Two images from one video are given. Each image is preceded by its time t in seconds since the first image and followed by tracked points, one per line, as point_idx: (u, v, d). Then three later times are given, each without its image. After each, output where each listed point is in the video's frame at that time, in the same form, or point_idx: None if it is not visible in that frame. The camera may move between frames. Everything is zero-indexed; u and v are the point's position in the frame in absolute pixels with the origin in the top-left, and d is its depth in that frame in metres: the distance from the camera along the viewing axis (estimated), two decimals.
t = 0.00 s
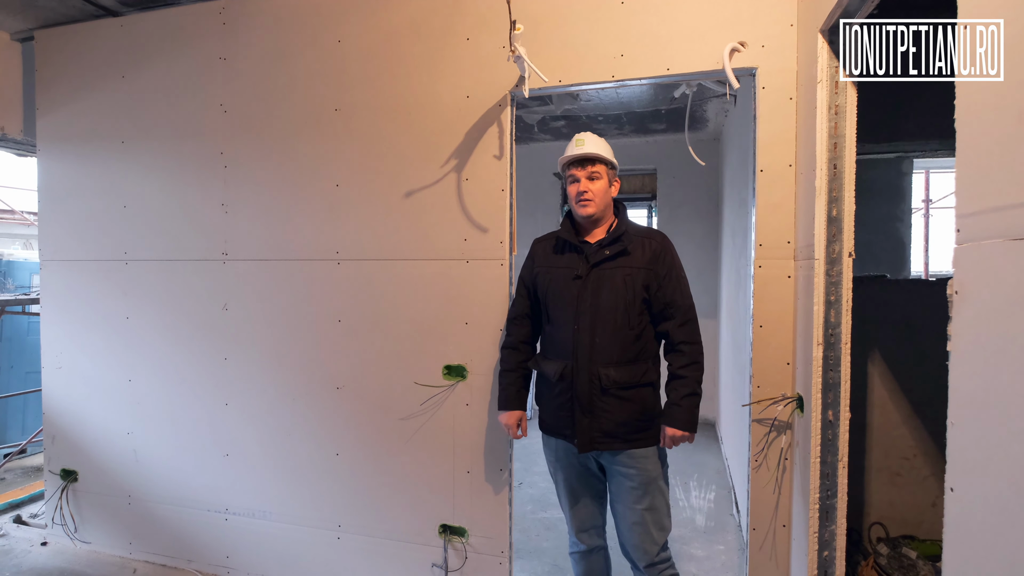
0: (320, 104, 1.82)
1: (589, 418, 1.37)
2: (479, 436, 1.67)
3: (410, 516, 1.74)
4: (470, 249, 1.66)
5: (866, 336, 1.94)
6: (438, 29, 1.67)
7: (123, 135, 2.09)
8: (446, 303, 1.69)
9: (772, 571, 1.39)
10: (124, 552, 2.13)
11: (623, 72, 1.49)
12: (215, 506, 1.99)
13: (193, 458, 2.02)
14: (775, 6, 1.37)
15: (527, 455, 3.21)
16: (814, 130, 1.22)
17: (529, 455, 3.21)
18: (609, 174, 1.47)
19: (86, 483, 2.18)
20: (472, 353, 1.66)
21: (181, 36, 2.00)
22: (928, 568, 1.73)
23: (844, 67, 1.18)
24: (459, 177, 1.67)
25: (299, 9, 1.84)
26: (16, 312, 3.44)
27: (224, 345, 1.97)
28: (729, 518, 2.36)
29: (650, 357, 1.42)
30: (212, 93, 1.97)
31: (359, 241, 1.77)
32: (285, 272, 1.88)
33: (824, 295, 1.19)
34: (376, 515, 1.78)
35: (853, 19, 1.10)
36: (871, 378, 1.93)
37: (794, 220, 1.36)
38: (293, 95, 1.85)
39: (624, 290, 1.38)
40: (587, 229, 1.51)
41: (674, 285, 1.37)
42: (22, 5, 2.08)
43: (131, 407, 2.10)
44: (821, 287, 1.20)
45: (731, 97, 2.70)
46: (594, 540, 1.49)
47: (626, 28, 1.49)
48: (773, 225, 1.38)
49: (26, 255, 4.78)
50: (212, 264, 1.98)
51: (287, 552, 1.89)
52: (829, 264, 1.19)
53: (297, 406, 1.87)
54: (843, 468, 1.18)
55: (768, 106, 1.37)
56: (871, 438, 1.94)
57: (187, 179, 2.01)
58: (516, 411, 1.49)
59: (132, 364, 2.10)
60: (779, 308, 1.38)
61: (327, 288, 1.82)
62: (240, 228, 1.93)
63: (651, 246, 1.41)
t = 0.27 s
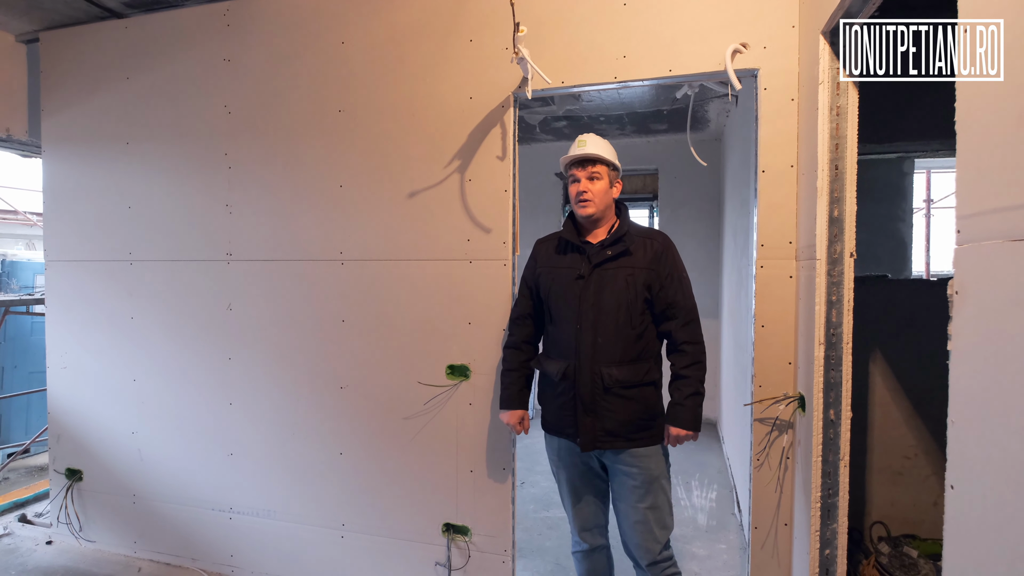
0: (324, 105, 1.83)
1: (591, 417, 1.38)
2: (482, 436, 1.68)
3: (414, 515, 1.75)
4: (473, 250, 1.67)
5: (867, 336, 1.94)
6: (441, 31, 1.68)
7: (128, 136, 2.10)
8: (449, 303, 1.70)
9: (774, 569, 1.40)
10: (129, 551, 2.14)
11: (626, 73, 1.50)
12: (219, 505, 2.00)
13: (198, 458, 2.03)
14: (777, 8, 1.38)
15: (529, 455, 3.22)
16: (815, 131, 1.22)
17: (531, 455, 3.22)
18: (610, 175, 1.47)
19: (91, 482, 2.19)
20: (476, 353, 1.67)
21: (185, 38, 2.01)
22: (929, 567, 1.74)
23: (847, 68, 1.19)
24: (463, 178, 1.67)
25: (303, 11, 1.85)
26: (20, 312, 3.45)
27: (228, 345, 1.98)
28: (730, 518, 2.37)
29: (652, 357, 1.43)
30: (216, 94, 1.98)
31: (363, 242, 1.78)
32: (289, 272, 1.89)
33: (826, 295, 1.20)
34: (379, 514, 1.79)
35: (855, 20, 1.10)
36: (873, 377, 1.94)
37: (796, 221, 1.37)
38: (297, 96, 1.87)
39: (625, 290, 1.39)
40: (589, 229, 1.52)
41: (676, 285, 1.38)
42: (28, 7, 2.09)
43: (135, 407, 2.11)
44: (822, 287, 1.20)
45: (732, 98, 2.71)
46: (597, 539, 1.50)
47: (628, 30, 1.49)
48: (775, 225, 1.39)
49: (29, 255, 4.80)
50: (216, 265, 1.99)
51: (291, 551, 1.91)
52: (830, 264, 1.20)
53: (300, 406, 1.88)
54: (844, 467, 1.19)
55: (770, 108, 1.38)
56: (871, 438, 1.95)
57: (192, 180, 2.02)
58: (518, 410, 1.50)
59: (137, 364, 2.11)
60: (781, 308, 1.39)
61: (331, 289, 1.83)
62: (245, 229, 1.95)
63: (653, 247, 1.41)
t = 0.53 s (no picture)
0: (327, 107, 1.84)
1: (592, 417, 1.39)
2: (484, 436, 1.69)
3: (416, 514, 1.77)
4: (475, 251, 1.68)
5: (868, 337, 1.95)
6: (443, 33, 1.69)
7: (132, 138, 2.12)
8: (451, 304, 1.71)
9: (774, 569, 1.41)
10: (133, 550, 2.15)
11: (627, 76, 1.51)
12: (223, 504, 2.01)
13: (201, 458, 2.04)
14: (777, 11, 1.39)
15: (530, 454, 3.23)
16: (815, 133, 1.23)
17: (532, 455, 3.23)
18: (612, 176, 1.47)
19: (95, 482, 2.20)
20: (478, 354, 1.68)
21: (189, 40, 2.03)
22: (929, 566, 1.75)
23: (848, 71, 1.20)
24: (465, 179, 1.68)
25: (306, 13, 1.86)
26: (24, 312, 3.47)
27: (231, 345, 1.99)
28: (731, 517, 2.38)
29: (652, 357, 1.44)
30: (220, 96, 1.99)
31: (365, 243, 1.79)
32: (292, 273, 1.90)
33: (826, 296, 1.21)
34: (382, 513, 1.80)
35: (856, 21, 1.10)
36: (873, 378, 1.95)
37: (796, 222, 1.38)
38: (300, 98, 1.88)
39: (625, 291, 1.40)
40: (590, 230, 1.53)
41: (675, 286, 1.39)
42: (32, 10, 2.11)
43: (139, 406, 2.13)
44: (822, 288, 1.21)
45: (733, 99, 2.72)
46: (598, 539, 1.51)
47: (629, 33, 1.50)
48: (775, 226, 1.40)
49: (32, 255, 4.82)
50: (219, 265, 2.00)
51: (294, 550, 1.92)
52: (830, 265, 1.21)
53: (303, 406, 1.89)
54: (844, 467, 1.20)
55: (770, 110, 1.39)
56: (872, 438, 1.95)
57: (195, 181, 2.03)
58: (520, 411, 1.51)
59: (141, 364, 2.12)
60: (781, 309, 1.40)
61: (334, 290, 1.84)
62: (248, 230, 1.96)
63: (654, 248, 1.43)
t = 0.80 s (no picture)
0: (328, 109, 1.85)
1: (590, 418, 1.40)
2: (485, 436, 1.69)
3: (417, 515, 1.77)
4: (476, 252, 1.68)
5: (868, 338, 1.95)
6: (445, 35, 1.70)
7: (134, 139, 2.12)
8: (452, 305, 1.71)
9: (774, 570, 1.41)
10: (135, 550, 2.16)
11: (627, 78, 1.51)
12: (224, 505, 2.02)
13: (203, 458, 2.05)
14: (777, 12, 1.39)
15: (531, 455, 3.23)
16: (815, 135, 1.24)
17: (533, 455, 3.23)
18: (613, 178, 1.48)
19: (97, 482, 2.21)
20: (478, 355, 1.69)
21: (192, 41, 2.04)
22: (929, 567, 1.75)
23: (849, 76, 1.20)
24: (466, 180, 1.69)
25: (307, 15, 1.87)
26: (26, 312, 3.48)
27: (233, 345, 2.00)
28: (731, 518, 2.38)
29: (652, 359, 1.44)
30: (222, 98, 2.00)
31: (366, 244, 1.80)
32: (294, 274, 1.91)
33: (826, 298, 1.21)
34: (383, 514, 1.81)
35: (857, 23, 1.10)
36: (873, 379, 1.95)
37: (796, 223, 1.39)
38: (302, 99, 1.89)
39: (624, 292, 1.41)
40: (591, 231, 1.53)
41: (675, 288, 1.39)
42: (35, 12, 2.12)
43: (141, 407, 2.14)
44: (822, 290, 1.22)
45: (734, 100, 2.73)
46: (598, 540, 1.51)
47: (630, 35, 1.51)
48: (775, 228, 1.40)
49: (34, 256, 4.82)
50: (221, 266, 2.01)
51: (295, 550, 1.92)
52: (830, 267, 1.21)
53: (305, 406, 1.90)
54: (843, 468, 1.20)
55: (771, 112, 1.39)
56: (872, 439, 1.96)
57: (197, 183, 2.04)
58: (520, 411, 1.51)
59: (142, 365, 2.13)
60: (782, 311, 1.40)
61: (335, 291, 1.85)
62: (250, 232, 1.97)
63: (654, 250, 1.43)
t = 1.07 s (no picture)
0: (327, 109, 1.84)
1: (587, 419, 1.39)
2: (485, 438, 1.69)
3: (417, 516, 1.76)
4: (476, 253, 1.68)
5: (869, 339, 1.95)
6: (444, 35, 1.69)
7: (133, 139, 2.12)
8: (452, 306, 1.70)
9: (775, 572, 1.41)
10: (134, 551, 2.16)
11: (628, 78, 1.51)
12: (223, 506, 2.01)
13: (202, 459, 2.05)
14: (779, 12, 1.38)
15: (530, 455, 3.23)
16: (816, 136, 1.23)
17: (533, 455, 3.23)
18: (597, 182, 1.45)
19: (96, 483, 2.21)
20: (478, 356, 1.68)
21: (190, 41, 2.03)
22: (930, 569, 1.75)
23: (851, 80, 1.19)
24: (466, 181, 1.68)
25: (306, 14, 1.87)
26: (25, 312, 3.47)
27: (232, 346, 1.99)
28: (732, 519, 2.38)
29: (652, 361, 1.42)
30: (221, 97, 1.99)
31: (366, 245, 1.79)
32: (294, 275, 1.90)
33: (828, 300, 1.20)
34: (382, 515, 1.80)
35: (859, 23, 1.09)
36: (874, 380, 1.94)
37: (797, 225, 1.38)
38: (301, 99, 1.88)
39: (625, 294, 1.40)
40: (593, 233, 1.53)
41: (676, 290, 1.37)
42: (33, 11, 2.11)
43: (140, 407, 2.13)
44: (824, 292, 1.21)
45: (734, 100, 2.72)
46: (598, 540, 1.51)
47: (630, 35, 1.50)
48: (776, 229, 1.40)
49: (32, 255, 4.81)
50: (220, 267, 2.01)
51: (294, 551, 1.92)
52: (831, 269, 1.20)
53: (304, 407, 1.89)
54: (845, 470, 1.20)
55: (772, 113, 1.39)
56: (873, 440, 1.95)
57: (196, 183, 2.03)
58: (521, 411, 1.49)
59: (141, 365, 2.12)
60: (783, 312, 1.40)
61: (334, 291, 1.84)
62: (249, 232, 1.96)
63: (655, 252, 1.41)
